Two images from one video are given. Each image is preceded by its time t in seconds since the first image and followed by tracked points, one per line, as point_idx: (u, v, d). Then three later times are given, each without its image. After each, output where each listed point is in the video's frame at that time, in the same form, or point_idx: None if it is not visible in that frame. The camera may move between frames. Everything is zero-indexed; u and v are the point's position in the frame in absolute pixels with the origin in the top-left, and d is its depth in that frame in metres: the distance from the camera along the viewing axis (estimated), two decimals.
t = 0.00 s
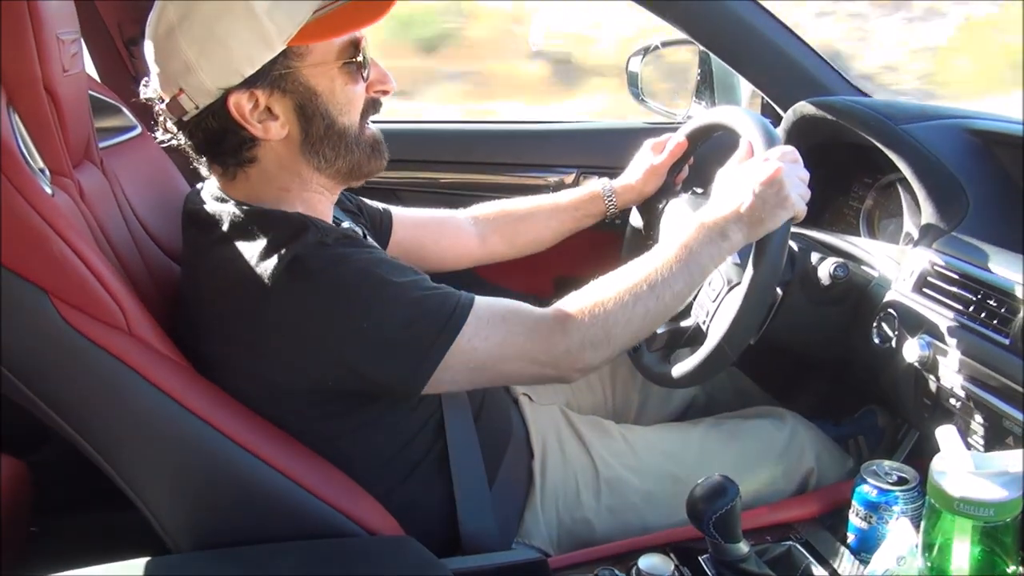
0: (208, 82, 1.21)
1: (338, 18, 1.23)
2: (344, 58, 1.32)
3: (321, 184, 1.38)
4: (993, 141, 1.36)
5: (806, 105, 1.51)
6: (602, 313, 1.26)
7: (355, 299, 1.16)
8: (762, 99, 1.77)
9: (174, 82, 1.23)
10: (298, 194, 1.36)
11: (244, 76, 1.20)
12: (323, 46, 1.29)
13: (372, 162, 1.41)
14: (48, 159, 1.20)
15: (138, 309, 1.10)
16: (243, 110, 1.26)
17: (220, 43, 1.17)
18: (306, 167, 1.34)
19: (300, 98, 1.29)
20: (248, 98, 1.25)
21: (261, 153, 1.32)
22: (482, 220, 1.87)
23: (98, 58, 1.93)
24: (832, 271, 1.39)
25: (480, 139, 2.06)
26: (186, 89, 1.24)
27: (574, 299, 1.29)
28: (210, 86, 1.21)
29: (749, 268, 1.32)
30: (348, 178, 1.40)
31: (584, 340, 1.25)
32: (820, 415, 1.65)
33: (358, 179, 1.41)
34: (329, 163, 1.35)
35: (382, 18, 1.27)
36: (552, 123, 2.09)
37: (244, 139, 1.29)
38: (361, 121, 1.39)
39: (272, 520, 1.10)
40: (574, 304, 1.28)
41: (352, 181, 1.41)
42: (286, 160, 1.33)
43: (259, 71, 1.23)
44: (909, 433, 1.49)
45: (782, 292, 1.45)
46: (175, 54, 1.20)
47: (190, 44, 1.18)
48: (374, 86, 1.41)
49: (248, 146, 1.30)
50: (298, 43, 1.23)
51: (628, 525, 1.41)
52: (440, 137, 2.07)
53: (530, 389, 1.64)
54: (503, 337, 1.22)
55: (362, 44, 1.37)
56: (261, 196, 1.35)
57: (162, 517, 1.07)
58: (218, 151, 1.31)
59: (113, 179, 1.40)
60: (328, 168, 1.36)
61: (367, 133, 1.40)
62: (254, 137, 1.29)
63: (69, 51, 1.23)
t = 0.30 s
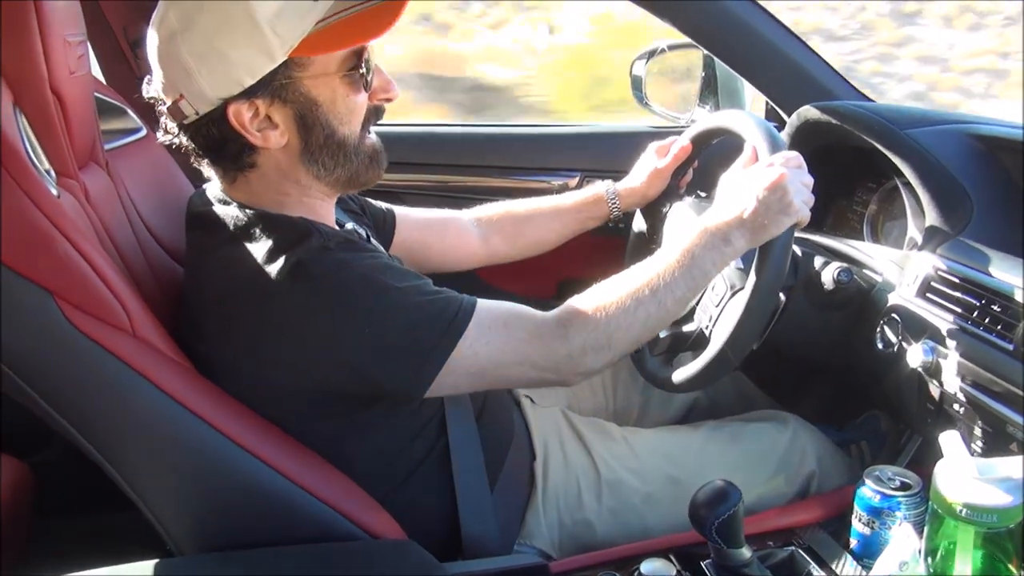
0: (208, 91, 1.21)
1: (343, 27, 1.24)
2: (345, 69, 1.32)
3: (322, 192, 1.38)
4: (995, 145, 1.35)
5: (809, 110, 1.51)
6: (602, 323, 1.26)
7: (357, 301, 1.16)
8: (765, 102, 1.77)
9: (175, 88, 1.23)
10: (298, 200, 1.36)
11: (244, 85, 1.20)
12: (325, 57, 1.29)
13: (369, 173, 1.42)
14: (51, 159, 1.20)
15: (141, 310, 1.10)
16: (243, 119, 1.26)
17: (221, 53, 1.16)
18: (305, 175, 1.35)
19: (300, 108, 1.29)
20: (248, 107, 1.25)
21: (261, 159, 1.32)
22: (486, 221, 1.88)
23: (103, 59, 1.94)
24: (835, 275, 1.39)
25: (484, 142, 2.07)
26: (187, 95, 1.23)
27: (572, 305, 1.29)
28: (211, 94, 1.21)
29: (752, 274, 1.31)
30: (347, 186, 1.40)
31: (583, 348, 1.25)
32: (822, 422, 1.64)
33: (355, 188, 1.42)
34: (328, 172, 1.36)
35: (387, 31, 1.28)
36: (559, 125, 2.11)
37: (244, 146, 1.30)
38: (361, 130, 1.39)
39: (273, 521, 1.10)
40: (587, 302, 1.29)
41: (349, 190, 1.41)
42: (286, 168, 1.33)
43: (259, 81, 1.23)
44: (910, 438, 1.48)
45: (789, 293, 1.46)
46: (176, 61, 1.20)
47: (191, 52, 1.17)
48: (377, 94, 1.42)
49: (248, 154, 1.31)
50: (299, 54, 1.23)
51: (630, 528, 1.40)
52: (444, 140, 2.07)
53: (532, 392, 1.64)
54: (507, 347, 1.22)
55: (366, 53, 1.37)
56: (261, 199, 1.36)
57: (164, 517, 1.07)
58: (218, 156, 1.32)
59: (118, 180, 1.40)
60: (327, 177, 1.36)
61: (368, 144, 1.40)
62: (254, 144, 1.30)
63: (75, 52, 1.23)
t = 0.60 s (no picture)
0: (204, 90, 1.22)
1: (336, 22, 1.24)
2: (340, 63, 1.32)
3: (319, 189, 1.38)
4: (993, 147, 1.36)
5: (808, 110, 1.50)
6: (604, 306, 1.27)
7: (356, 302, 1.16)
8: (763, 103, 1.77)
9: (171, 89, 1.24)
10: (296, 199, 1.36)
11: (239, 82, 1.21)
12: (318, 51, 1.28)
13: (368, 164, 1.42)
14: (50, 160, 1.20)
15: (137, 311, 1.10)
16: (239, 116, 1.26)
17: (214, 51, 1.17)
18: (303, 172, 1.35)
19: (296, 104, 1.29)
20: (244, 104, 1.25)
21: (259, 157, 1.32)
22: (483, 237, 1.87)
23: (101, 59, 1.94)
24: (833, 276, 1.39)
25: (482, 142, 2.07)
26: (182, 95, 1.24)
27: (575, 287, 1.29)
28: (206, 93, 1.22)
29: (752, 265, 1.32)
30: (347, 180, 1.40)
31: (587, 328, 1.26)
32: (820, 424, 1.64)
33: (355, 181, 1.42)
34: (326, 167, 1.36)
35: (374, 24, 1.28)
36: (555, 127, 2.08)
37: (241, 144, 1.30)
38: (358, 125, 1.39)
39: (272, 522, 1.10)
40: (590, 284, 1.29)
41: (350, 182, 1.41)
42: (283, 165, 1.33)
43: (254, 77, 1.22)
44: (909, 438, 1.48)
45: (788, 287, 1.45)
46: (171, 62, 1.21)
47: (186, 54, 1.19)
48: (371, 90, 1.41)
49: (245, 151, 1.31)
50: (291, 50, 1.23)
51: (627, 529, 1.40)
52: (442, 140, 2.07)
53: (530, 392, 1.64)
54: (511, 334, 1.23)
55: (359, 48, 1.37)
56: (260, 200, 1.35)
57: (161, 518, 1.07)
58: (215, 155, 1.32)
59: (116, 181, 1.40)
60: (326, 173, 1.36)
61: (365, 134, 1.40)
62: (251, 141, 1.29)
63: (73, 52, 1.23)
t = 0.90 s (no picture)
0: (203, 87, 1.21)
1: (341, 21, 1.24)
2: (339, 64, 1.32)
3: (315, 187, 1.38)
4: (987, 144, 1.36)
5: (802, 107, 1.51)
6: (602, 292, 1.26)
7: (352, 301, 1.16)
8: (759, 103, 1.77)
9: (167, 84, 1.24)
10: (292, 198, 1.36)
11: (239, 81, 1.20)
12: (316, 54, 1.28)
13: (366, 162, 1.41)
14: (43, 158, 1.20)
15: (132, 310, 1.09)
16: (238, 115, 1.25)
17: (214, 48, 1.16)
18: (300, 171, 1.34)
19: (294, 103, 1.28)
20: (243, 103, 1.25)
21: (256, 156, 1.32)
22: (477, 231, 1.87)
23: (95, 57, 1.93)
24: (827, 273, 1.39)
25: (477, 140, 2.07)
26: (179, 91, 1.24)
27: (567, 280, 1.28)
28: (204, 90, 1.22)
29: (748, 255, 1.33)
30: (344, 177, 1.39)
31: (582, 320, 1.25)
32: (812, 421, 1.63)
33: (352, 177, 1.41)
34: (322, 166, 1.35)
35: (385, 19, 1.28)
36: (548, 126, 2.07)
37: (238, 142, 1.30)
38: (356, 124, 1.38)
39: (266, 521, 1.10)
40: (595, 271, 1.29)
41: (345, 180, 1.40)
42: (280, 163, 1.33)
43: (254, 77, 1.22)
44: (902, 434, 1.48)
45: (782, 285, 1.45)
46: (169, 58, 1.20)
47: (185, 49, 1.18)
48: (368, 89, 1.40)
49: (242, 150, 1.31)
50: (293, 50, 1.23)
51: (622, 525, 1.40)
52: (436, 137, 2.07)
53: (525, 390, 1.65)
54: (502, 334, 1.21)
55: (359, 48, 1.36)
56: (254, 198, 1.35)
57: (157, 517, 1.07)
58: (210, 151, 1.32)
59: (109, 179, 1.39)
60: (322, 172, 1.36)
61: (362, 134, 1.40)
62: (248, 140, 1.29)
63: (65, 49, 1.22)
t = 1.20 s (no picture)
0: (200, 85, 1.22)
1: (332, 16, 1.24)
2: (335, 58, 1.31)
3: (309, 184, 1.37)
4: (984, 143, 1.36)
5: (801, 106, 1.51)
6: (560, 286, 1.23)
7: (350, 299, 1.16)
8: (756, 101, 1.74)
9: (165, 83, 1.24)
10: (287, 195, 1.35)
11: (234, 77, 1.22)
12: (314, 47, 1.28)
13: (362, 161, 1.40)
14: (40, 155, 1.20)
15: (130, 307, 1.09)
16: (234, 111, 1.26)
17: (211, 45, 1.18)
18: (296, 168, 1.34)
19: (292, 99, 1.29)
20: (240, 99, 1.25)
21: (253, 153, 1.32)
22: (476, 227, 1.87)
23: (91, 54, 1.92)
24: (825, 272, 1.39)
25: (474, 138, 2.07)
26: (177, 90, 1.24)
27: (524, 283, 1.23)
28: (201, 88, 1.23)
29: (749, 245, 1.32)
30: (340, 176, 1.38)
31: (535, 329, 1.21)
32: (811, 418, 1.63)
33: (347, 178, 1.40)
34: (318, 162, 1.35)
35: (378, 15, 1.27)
36: (547, 123, 2.12)
37: (236, 138, 1.30)
38: (354, 120, 1.37)
39: (265, 520, 1.10)
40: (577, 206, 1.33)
41: (342, 179, 1.39)
42: (277, 161, 1.33)
43: (249, 72, 1.23)
44: (899, 434, 1.49)
45: (780, 284, 1.44)
46: (166, 56, 1.21)
47: (182, 48, 1.19)
48: (367, 84, 1.39)
49: (240, 147, 1.30)
50: (287, 44, 1.24)
51: (620, 524, 1.40)
52: (434, 136, 2.07)
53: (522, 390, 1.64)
54: (468, 344, 1.17)
55: (356, 42, 1.36)
56: (250, 195, 1.35)
57: (155, 516, 1.07)
58: (207, 150, 1.32)
59: (107, 176, 1.39)
60: (318, 168, 1.35)
61: (361, 133, 1.39)
62: (246, 137, 1.29)
63: (63, 46, 1.22)
